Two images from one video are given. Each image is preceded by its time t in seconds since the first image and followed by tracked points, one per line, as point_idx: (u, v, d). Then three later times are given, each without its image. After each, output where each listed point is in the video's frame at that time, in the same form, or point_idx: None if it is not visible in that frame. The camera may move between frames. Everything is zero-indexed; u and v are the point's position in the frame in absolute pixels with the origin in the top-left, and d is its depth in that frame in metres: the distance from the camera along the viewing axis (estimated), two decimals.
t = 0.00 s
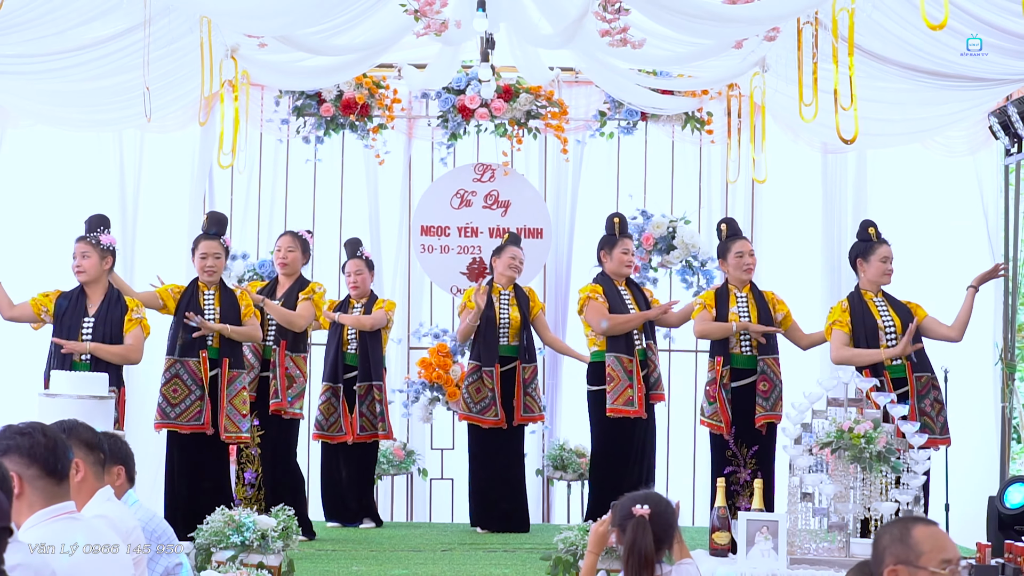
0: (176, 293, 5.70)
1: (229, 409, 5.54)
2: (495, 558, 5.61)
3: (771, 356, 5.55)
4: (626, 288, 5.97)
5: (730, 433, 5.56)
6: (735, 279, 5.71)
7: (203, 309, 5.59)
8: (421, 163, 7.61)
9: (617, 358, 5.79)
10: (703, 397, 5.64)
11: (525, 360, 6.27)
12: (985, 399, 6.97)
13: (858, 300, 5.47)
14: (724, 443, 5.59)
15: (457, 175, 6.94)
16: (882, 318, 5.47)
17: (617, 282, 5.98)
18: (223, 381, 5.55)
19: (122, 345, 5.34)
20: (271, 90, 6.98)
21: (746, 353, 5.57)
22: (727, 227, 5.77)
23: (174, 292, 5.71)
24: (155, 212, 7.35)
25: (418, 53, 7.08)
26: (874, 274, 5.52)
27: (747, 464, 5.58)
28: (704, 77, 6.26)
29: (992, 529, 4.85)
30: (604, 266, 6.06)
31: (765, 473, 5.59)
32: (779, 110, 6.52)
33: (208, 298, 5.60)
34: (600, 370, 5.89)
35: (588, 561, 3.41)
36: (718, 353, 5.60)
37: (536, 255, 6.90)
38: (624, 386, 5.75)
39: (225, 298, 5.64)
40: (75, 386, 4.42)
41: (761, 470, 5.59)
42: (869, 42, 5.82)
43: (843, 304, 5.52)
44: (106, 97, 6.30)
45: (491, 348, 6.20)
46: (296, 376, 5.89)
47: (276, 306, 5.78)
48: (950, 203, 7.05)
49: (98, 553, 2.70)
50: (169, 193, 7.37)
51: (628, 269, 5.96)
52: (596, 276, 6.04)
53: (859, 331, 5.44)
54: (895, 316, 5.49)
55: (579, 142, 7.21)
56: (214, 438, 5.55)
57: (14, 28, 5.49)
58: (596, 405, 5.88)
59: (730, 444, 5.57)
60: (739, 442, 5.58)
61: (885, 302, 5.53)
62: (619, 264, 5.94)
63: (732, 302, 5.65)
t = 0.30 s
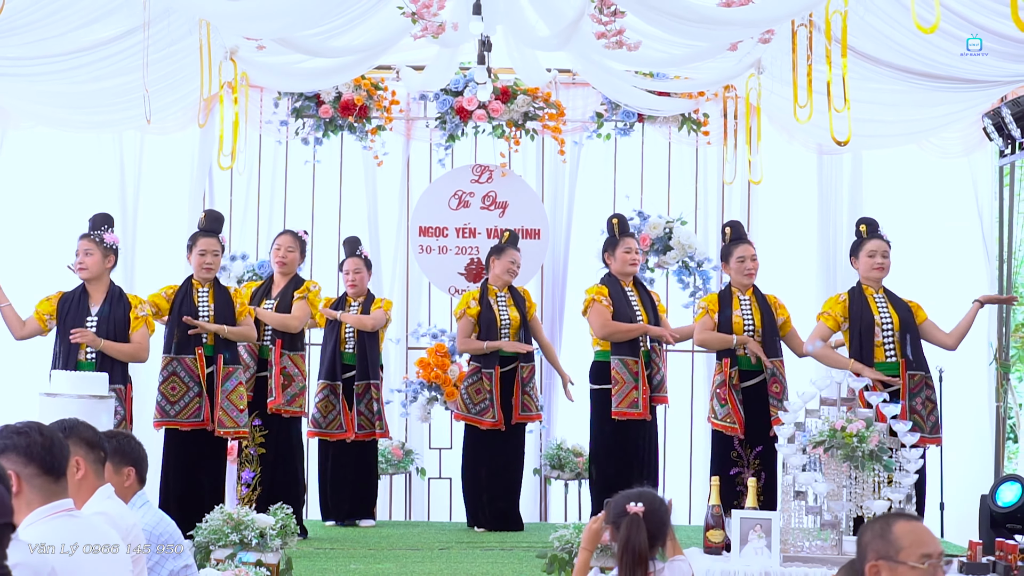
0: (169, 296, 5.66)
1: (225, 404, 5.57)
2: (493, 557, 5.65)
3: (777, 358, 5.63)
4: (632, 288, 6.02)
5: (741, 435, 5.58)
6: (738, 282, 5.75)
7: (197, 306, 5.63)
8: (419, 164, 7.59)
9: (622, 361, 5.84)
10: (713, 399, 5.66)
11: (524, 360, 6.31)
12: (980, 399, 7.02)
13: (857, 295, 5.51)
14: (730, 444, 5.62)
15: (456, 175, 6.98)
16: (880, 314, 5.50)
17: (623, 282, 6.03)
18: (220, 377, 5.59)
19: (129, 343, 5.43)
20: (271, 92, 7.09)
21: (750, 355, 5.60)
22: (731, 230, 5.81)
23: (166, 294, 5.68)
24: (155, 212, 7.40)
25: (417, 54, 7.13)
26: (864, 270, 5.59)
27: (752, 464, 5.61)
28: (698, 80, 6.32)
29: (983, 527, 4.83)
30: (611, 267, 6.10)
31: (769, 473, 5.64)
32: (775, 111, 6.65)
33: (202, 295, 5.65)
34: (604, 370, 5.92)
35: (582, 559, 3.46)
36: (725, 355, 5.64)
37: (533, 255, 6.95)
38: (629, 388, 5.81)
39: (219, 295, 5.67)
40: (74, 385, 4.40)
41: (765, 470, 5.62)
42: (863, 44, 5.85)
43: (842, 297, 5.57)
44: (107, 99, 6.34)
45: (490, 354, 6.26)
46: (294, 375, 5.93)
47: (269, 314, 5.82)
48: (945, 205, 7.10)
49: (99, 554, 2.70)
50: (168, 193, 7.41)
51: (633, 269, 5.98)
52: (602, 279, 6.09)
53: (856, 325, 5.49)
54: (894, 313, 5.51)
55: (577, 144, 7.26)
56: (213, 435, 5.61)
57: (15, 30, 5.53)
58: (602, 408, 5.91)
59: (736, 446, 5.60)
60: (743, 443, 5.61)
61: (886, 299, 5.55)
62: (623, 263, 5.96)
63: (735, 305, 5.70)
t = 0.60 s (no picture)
0: (167, 312, 5.67)
1: (223, 412, 5.64)
2: (491, 555, 5.69)
3: (775, 359, 5.69)
4: (628, 290, 6.05)
5: (741, 434, 5.62)
6: (736, 284, 5.82)
7: (195, 314, 5.67)
8: (417, 166, 7.66)
9: (613, 363, 5.89)
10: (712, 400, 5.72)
11: (526, 363, 6.38)
12: (976, 400, 7.06)
13: (851, 293, 5.62)
14: (731, 443, 5.64)
15: (454, 178, 7.04)
16: (871, 315, 5.58)
17: (618, 286, 6.06)
18: (218, 382, 5.66)
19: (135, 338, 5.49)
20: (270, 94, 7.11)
21: (749, 354, 5.70)
22: (727, 232, 5.86)
23: (165, 310, 5.69)
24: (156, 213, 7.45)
25: (416, 57, 7.19)
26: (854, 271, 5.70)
27: (754, 463, 5.63)
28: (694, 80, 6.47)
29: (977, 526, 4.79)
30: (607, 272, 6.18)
31: (770, 473, 5.65)
32: (771, 113, 6.62)
33: (200, 303, 5.69)
34: (597, 372, 5.98)
35: (577, 556, 3.52)
36: (723, 356, 5.69)
37: (532, 257, 7.00)
38: (621, 390, 5.85)
39: (217, 302, 5.73)
40: (77, 384, 4.51)
41: (767, 469, 5.64)
42: (857, 47, 5.92)
43: (839, 297, 5.69)
44: (109, 101, 6.40)
45: (492, 355, 6.29)
46: (293, 379, 5.97)
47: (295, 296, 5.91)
48: (941, 207, 7.16)
49: (98, 554, 2.70)
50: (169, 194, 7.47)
51: (627, 272, 6.05)
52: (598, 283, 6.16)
53: (845, 326, 5.59)
54: (886, 314, 5.58)
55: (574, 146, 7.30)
56: (212, 440, 5.65)
57: (17, 34, 5.54)
58: (594, 408, 5.98)
59: (738, 444, 5.62)
60: (744, 443, 5.64)
61: (882, 300, 5.61)
62: (615, 268, 6.05)
63: (734, 307, 5.76)
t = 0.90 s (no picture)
0: (172, 308, 5.73)
1: (230, 407, 5.71)
2: (490, 555, 5.74)
3: (769, 358, 5.71)
4: (617, 290, 6.10)
5: (734, 433, 5.70)
6: (734, 284, 5.86)
7: (199, 311, 5.72)
8: (418, 168, 7.72)
9: (602, 362, 5.93)
10: (706, 397, 5.78)
11: (522, 359, 6.44)
12: (972, 400, 7.12)
13: (843, 295, 5.68)
14: (724, 443, 5.73)
15: (455, 180, 7.08)
16: (862, 315, 5.64)
17: (607, 286, 6.11)
18: (223, 378, 5.71)
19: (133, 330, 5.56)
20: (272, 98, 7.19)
21: (743, 353, 5.74)
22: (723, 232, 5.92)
23: (171, 306, 5.75)
24: (158, 215, 7.50)
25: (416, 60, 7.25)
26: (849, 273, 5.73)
27: (746, 464, 5.74)
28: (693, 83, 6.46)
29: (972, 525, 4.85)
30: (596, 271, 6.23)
31: (764, 474, 5.75)
32: (769, 116, 6.68)
33: (203, 300, 5.74)
34: (586, 369, 6.02)
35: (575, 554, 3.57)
36: (718, 353, 5.74)
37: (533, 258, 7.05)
38: (611, 388, 5.90)
39: (220, 300, 5.77)
40: (81, 385, 4.52)
41: (760, 470, 5.74)
42: (853, 51, 5.97)
43: (832, 299, 5.77)
44: (112, 104, 6.45)
45: (492, 346, 6.35)
46: (311, 375, 6.01)
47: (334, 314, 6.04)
48: (938, 209, 7.21)
49: (98, 554, 2.73)
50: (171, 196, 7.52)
51: (614, 272, 6.09)
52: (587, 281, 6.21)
53: (835, 324, 5.66)
54: (878, 316, 5.63)
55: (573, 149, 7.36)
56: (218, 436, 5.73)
57: (21, 38, 5.60)
58: (584, 409, 6.04)
59: (730, 445, 5.72)
60: (737, 443, 5.73)
61: (874, 302, 5.66)
62: (603, 268, 6.08)
63: (729, 305, 5.81)
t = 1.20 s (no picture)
0: (180, 314, 5.80)
1: (240, 409, 5.76)
2: (493, 554, 5.79)
3: (761, 360, 5.78)
4: (608, 290, 6.13)
5: (721, 433, 5.76)
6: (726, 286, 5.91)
7: (206, 315, 5.77)
8: (420, 169, 7.76)
9: (589, 364, 5.99)
10: (695, 397, 5.85)
11: (519, 367, 6.48)
12: (970, 400, 7.16)
13: (836, 298, 5.72)
14: (715, 444, 5.79)
15: (456, 182, 7.13)
16: (855, 319, 5.67)
17: (600, 286, 6.14)
18: (233, 382, 5.76)
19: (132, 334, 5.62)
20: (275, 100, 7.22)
21: (733, 355, 5.79)
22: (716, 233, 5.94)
23: (179, 313, 5.82)
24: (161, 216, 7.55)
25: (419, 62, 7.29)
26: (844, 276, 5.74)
27: (737, 464, 5.76)
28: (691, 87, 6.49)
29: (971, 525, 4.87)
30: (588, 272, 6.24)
31: (756, 473, 5.79)
32: (769, 119, 6.74)
33: (210, 305, 5.79)
34: (573, 369, 6.11)
35: (578, 553, 3.61)
36: (708, 354, 5.80)
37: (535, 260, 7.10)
38: (593, 390, 5.96)
39: (226, 303, 5.83)
40: (89, 385, 4.59)
41: (750, 470, 5.77)
42: (852, 54, 6.02)
43: (825, 303, 5.83)
44: (118, 107, 6.50)
45: (487, 353, 6.40)
46: (321, 378, 6.05)
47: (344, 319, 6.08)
48: (937, 211, 7.26)
49: (99, 553, 2.76)
50: (174, 198, 7.57)
51: (605, 273, 6.11)
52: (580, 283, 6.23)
53: (828, 327, 5.71)
54: (871, 319, 5.66)
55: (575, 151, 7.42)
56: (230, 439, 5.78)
57: (25, 42, 5.66)
58: (570, 407, 6.12)
59: (720, 445, 5.77)
60: (728, 443, 5.77)
61: (867, 304, 5.69)
62: (594, 269, 6.11)
63: (722, 307, 5.86)
